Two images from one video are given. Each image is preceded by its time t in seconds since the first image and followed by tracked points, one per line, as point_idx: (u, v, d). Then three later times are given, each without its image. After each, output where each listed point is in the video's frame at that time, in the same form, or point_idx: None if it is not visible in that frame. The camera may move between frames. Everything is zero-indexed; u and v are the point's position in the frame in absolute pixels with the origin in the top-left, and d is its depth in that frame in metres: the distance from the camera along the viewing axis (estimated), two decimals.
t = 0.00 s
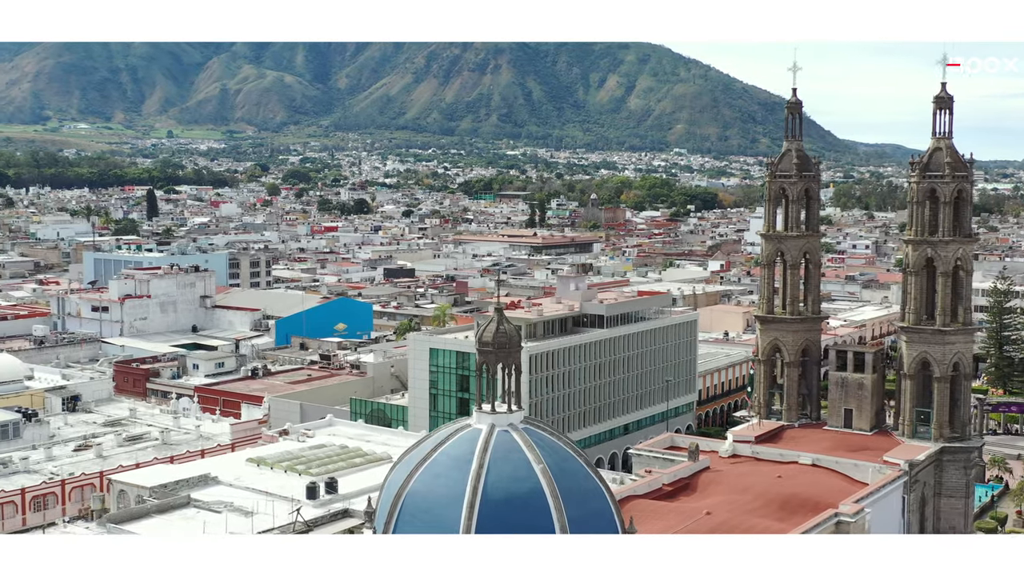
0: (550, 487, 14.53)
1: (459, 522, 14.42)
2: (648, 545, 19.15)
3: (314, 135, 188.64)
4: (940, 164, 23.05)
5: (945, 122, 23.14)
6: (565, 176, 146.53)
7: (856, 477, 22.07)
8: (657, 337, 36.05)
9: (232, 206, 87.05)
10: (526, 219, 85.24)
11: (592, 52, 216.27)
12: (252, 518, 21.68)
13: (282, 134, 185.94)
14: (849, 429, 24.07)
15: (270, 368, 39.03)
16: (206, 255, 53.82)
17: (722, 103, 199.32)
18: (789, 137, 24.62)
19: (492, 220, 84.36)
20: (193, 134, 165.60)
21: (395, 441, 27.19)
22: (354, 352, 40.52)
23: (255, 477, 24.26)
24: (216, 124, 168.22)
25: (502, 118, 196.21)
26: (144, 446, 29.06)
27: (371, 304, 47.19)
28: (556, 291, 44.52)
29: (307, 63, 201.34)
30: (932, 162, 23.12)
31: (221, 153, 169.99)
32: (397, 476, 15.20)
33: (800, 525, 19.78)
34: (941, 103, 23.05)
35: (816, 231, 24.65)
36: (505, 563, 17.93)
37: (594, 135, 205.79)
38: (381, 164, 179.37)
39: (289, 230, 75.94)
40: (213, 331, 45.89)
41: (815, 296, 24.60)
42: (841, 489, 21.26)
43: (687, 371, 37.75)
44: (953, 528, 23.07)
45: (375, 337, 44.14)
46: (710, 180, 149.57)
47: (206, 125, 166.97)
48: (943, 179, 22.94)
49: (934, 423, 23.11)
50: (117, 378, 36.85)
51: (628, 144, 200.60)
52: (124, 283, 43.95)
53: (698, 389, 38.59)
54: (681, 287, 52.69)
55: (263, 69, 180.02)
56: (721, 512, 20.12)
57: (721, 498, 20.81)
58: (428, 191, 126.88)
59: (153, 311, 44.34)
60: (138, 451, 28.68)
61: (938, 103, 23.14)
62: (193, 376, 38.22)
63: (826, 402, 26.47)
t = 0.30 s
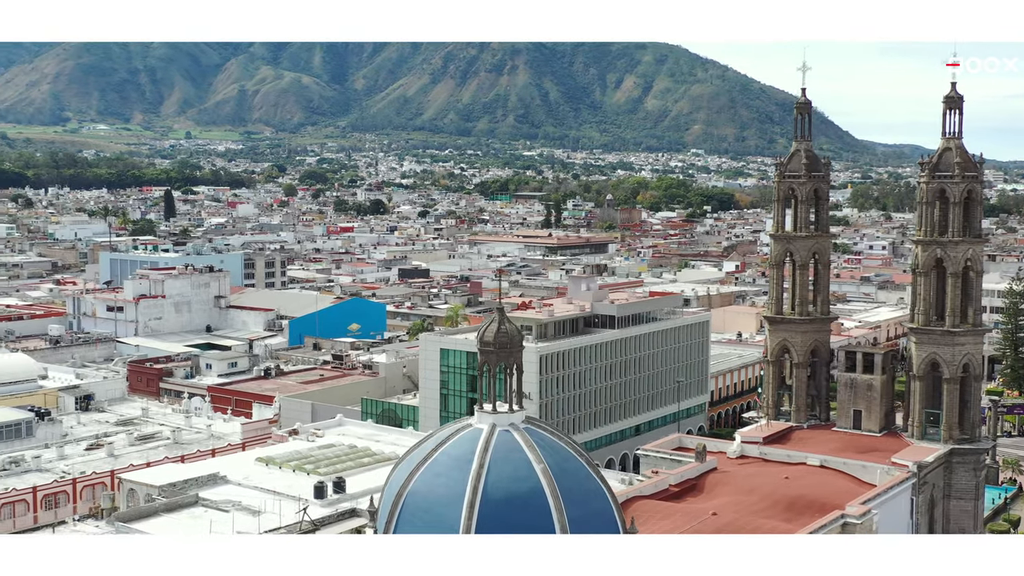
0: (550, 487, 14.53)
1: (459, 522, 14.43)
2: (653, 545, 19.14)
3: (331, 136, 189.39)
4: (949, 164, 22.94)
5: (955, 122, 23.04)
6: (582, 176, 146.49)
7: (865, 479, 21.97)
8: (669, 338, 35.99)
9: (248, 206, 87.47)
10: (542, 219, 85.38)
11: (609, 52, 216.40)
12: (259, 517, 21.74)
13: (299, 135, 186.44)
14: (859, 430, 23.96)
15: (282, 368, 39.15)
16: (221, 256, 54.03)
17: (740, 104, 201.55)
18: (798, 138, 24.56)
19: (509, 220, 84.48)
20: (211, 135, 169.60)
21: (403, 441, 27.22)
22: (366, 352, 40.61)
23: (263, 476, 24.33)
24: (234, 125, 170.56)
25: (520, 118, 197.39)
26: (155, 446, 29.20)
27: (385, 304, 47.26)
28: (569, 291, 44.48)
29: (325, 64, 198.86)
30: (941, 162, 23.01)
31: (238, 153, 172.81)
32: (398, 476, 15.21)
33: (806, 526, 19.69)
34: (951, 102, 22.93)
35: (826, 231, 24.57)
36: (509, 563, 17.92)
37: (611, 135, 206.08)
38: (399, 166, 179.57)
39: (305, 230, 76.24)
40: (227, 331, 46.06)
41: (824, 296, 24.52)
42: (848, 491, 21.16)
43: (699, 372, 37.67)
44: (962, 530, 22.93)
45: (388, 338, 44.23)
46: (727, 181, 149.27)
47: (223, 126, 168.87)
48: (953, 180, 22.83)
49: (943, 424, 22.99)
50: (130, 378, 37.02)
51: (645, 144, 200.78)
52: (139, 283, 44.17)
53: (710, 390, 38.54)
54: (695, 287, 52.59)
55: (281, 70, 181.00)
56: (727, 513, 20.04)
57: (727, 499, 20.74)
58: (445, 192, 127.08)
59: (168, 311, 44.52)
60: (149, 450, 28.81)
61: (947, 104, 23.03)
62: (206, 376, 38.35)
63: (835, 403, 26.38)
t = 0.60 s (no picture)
0: (551, 487, 14.53)
1: (459, 522, 14.43)
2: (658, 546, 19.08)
3: (349, 137, 190.02)
4: (960, 164, 22.80)
5: (965, 123, 22.89)
6: (599, 177, 146.20)
7: (873, 481, 21.89)
8: (681, 339, 35.90)
9: (265, 208, 87.59)
10: (558, 220, 85.23)
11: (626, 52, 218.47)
12: (267, 517, 21.81)
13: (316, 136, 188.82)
14: (868, 432, 23.84)
15: (296, 368, 39.24)
16: (237, 256, 54.27)
17: (758, 104, 198.76)
18: (807, 139, 24.47)
19: (525, 222, 84.35)
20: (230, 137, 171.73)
21: (412, 440, 27.27)
22: (380, 353, 40.69)
23: (272, 476, 24.42)
24: (253, 127, 171.08)
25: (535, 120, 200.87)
26: (167, 445, 29.31)
27: (398, 305, 47.34)
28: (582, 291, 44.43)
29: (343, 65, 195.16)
30: (951, 163, 22.88)
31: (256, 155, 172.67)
32: (400, 476, 15.24)
33: (812, 528, 19.62)
34: (961, 103, 22.80)
35: (835, 232, 24.49)
36: (513, 564, 17.93)
37: (628, 137, 206.09)
38: (416, 167, 180.10)
39: (321, 231, 76.37)
40: (241, 331, 46.22)
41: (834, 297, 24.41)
42: (856, 493, 21.07)
43: (711, 373, 37.57)
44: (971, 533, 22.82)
45: (401, 338, 44.30)
46: (744, 182, 148.43)
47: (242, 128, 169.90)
48: (963, 181, 22.69)
49: (953, 426, 22.86)
50: (144, 378, 37.16)
51: (662, 147, 200.38)
52: (154, 283, 44.33)
53: (722, 391, 38.46)
54: (709, 288, 52.49)
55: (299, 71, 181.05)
56: (733, 514, 19.97)
57: (734, 500, 20.66)
58: (461, 193, 126.92)
59: (183, 311, 44.68)
60: (160, 450, 28.93)
61: (957, 104, 22.90)
62: (219, 376, 38.46)
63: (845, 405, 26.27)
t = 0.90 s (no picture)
0: (550, 488, 14.53)
1: (458, 522, 14.43)
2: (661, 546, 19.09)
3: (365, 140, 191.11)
4: (969, 165, 22.66)
5: (974, 123, 22.76)
6: (615, 179, 145.88)
7: (881, 483, 21.78)
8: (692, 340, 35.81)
9: (281, 210, 87.80)
10: (574, 222, 85.11)
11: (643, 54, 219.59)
12: (274, 516, 21.90)
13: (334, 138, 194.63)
14: (877, 434, 23.72)
15: (308, 369, 39.33)
16: (252, 258, 54.47)
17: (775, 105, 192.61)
18: (817, 139, 24.37)
19: (540, 223, 84.29)
20: (248, 138, 171.86)
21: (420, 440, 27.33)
22: (392, 354, 40.81)
23: (280, 476, 24.50)
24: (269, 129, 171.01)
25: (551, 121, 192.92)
26: (178, 445, 29.44)
27: (411, 307, 47.44)
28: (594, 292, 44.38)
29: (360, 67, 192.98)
30: (961, 163, 22.74)
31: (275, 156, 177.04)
32: (401, 475, 15.24)
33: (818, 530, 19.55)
34: (970, 103, 22.68)
35: (845, 233, 24.36)
36: (517, 562, 17.94)
37: (645, 139, 206.52)
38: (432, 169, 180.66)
39: (337, 233, 76.54)
40: (255, 332, 46.35)
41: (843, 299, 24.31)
42: (864, 495, 20.97)
43: (723, 375, 37.47)
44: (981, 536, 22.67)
45: (414, 339, 44.40)
46: (761, 185, 147.77)
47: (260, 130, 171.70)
48: (972, 181, 22.57)
49: (962, 428, 22.73)
50: (157, 378, 37.32)
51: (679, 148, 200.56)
52: (169, 284, 44.52)
53: (734, 393, 38.37)
54: (723, 290, 52.37)
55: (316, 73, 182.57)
56: (739, 515, 19.92)
57: (740, 502, 20.60)
58: (476, 196, 126.89)
59: (197, 312, 44.84)
60: (171, 450, 29.07)
61: (967, 104, 22.78)
62: (232, 377, 38.60)
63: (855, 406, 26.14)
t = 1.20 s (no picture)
0: (551, 487, 14.49)
1: (458, 522, 14.43)
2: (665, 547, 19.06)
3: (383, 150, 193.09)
4: (978, 169, 22.58)
5: (983, 126, 22.65)
6: (631, 188, 145.84)
7: (890, 488, 21.64)
8: (704, 346, 35.74)
9: (297, 218, 88.13)
10: (589, 231, 85.24)
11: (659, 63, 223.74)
12: (279, 519, 21.90)
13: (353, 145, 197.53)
14: (886, 439, 23.58)
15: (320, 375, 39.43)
16: (266, 265, 54.69)
17: (792, 114, 191.63)
18: (825, 144, 24.32)
19: (556, 232, 84.40)
20: (264, 148, 172.31)
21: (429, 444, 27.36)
22: (404, 361, 40.88)
23: (288, 479, 24.57)
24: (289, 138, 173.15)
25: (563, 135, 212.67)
26: (187, 449, 29.50)
27: (424, 314, 47.60)
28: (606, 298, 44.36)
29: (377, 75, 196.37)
30: (970, 166, 22.65)
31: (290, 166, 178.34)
32: (403, 474, 15.24)
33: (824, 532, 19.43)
34: (980, 106, 22.59)
35: (854, 237, 24.26)
36: (521, 563, 17.90)
37: (662, 148, 208.84)
38: (449, 178, 180.43)
39: (353, 241, 76.80)
40: (269, 339, 46.49)
41: (852, 304, 24.24)
42: (871, 499, 20.84)
43: (735, 382, 37.37)
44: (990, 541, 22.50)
45: (426, 346, 44.53)
46: (779, 194, 147.16)
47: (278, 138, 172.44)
48: (981, 185, 22.48)
49: (972, 433, 22.60)
50: (170, 383, 37.41)
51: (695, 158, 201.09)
52: (183, 291, 44.73)
53: (746, 400, 38.28)
54: (737, 298, 52.32)
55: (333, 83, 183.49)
56: (744, 519, 19.82)
57: (746, 506, 20.49)
58: (492, 205, 126.92)
59: (210, 318, 44.97)
60: (181, 454, 29.13)
61: (976, 106, 22.69)
62: (244, 382, 38.68)
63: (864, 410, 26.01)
